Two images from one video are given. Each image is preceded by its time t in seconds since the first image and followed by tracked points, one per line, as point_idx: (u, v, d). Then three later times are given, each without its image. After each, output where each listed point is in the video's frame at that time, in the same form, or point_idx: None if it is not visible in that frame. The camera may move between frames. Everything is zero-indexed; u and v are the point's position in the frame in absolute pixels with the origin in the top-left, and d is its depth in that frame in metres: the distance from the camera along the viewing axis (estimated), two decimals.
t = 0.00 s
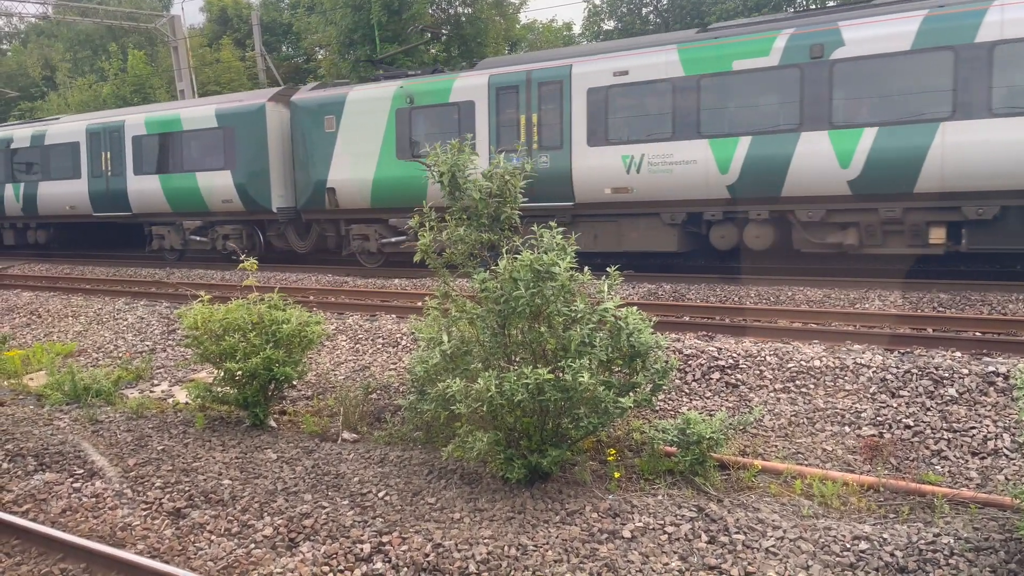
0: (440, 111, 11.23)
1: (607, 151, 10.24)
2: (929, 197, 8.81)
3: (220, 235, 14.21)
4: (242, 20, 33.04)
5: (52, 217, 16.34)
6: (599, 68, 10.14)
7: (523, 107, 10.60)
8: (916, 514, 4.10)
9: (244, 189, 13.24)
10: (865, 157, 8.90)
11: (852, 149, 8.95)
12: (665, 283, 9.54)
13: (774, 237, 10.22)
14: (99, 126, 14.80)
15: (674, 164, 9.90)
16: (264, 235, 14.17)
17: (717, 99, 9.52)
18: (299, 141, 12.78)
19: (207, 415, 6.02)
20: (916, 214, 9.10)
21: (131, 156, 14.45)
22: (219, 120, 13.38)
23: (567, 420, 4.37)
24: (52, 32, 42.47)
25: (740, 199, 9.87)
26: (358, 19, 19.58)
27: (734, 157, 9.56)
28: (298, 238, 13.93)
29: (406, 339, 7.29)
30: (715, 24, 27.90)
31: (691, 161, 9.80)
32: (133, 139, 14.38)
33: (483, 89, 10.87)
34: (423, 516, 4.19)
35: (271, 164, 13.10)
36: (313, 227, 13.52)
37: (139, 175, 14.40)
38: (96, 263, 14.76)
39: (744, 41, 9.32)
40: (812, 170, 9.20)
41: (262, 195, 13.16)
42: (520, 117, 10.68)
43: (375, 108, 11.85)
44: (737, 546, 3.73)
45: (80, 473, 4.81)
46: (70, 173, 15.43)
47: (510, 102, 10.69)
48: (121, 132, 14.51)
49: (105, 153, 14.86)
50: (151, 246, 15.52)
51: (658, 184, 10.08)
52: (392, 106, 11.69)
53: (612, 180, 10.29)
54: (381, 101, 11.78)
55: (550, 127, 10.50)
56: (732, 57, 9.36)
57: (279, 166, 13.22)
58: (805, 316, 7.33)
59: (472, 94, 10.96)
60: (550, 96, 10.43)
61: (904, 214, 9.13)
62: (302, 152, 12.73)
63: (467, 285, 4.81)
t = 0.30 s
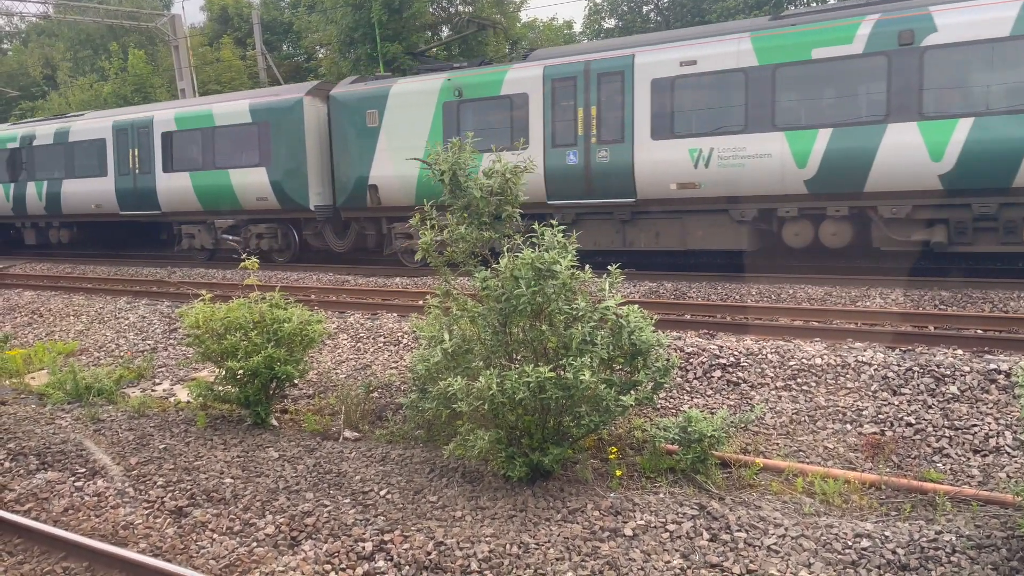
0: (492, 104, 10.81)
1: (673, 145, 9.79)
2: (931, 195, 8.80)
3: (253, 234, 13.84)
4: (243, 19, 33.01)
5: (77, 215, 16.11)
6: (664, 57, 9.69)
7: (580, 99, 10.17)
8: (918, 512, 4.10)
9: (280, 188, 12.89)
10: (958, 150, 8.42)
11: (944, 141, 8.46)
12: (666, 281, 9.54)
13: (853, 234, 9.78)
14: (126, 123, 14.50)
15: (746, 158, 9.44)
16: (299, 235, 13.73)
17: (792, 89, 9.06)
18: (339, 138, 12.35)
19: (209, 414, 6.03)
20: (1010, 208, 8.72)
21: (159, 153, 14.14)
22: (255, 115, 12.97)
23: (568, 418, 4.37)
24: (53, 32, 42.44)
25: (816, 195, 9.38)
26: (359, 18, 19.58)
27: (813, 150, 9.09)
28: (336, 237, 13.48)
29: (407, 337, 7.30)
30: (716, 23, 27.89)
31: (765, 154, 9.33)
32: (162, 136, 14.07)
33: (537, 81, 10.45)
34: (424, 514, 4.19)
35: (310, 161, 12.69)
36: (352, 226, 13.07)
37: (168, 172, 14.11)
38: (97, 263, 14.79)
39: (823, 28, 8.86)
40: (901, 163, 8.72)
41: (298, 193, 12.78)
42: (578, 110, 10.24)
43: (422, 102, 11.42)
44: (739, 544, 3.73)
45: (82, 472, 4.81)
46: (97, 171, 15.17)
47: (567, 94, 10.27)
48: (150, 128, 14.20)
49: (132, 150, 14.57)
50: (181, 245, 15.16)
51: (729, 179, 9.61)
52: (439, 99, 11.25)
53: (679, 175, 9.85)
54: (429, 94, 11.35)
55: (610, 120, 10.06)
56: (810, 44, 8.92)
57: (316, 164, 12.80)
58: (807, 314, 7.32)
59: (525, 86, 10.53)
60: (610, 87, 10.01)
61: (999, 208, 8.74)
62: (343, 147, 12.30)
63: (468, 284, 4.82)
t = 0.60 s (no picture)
0: (547, 97, 10.36)
1: (744, 139, 9.30)
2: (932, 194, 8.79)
3: (290, 233, 13.51)
4: (243, 18, 32.97)
5: (100, 213, 15.61)
6: (734, 47, 9.23)
7: (642, 90, 9.71)
8: (919, 511, 4.10)
9: (318, 185, 12.47)
10: None
11: None
12: (667, 280, 9.53)
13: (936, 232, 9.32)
14: (155, 119, 14.05)
15: (824, 153, 8.94)
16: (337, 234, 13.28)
17: (873, 80, 8.60)
18: (382, 134, 11.89)
19: (209, 413, 6.03)
20: None
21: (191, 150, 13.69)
22: (292, 111, 12.54)
23: (568, 417, 4.38)
24: (53, 32, 42.41)
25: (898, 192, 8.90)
26: (360, 17, 19.57)
27: (899, 145, 8.59)
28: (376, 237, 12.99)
29: (408, 336, 7.29)
30: (716, 21, 27.85)
31: (845, 148, 8.84)
32: (192, 132, 13.63)
33: (596, 74, 10.00)
34: (425, 514, 4.18)
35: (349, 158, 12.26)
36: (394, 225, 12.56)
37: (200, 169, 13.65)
38: (99, 263, 14.88)
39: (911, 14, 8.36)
40: (994, 156, 8.20)
41: (338, 191, 12.40)
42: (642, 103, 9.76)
43: (472, 96, 10.97)
44: (739, 544, 3.73)
45: (83, 472, 4.81)
46: (123, 168, 14.67)
47: (627, 86, 9.82)
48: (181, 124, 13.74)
49: (161, 147, 14.11)
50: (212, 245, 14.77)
51: (806, 174, 9.12)
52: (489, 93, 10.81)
53: (750, 171, 9.36)
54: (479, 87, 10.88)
55: (677, 114, 9.59)
56: (896, 32, 8.41)
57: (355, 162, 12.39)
58: (808, 313, 7.32)
59: (584, 79, 10.09)
60: (676, 80, 9.54)
61: None
62: (388, 143, 11.84)
63: (468, 283, 4.82)
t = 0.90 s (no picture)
0: (606, 90, 9.91)
1: (820, 133, 8.84)
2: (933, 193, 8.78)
3: (327, 233, 13.22)
4: (243, 17, 32.91)
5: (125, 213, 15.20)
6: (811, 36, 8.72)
7: (708, 82, 9.26)
8: (919, 510, 4.10)
9: (357, 183, 12.07)
10: None
11: None
12: (667, 280, 9.53)
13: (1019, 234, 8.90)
14: (184, 115, 13.66)
15: (910, 147, 8.44)
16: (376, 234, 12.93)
17: (963, 70, 8.07)
18: (424, 130, 11.45)
19: (210, 412, 6.03)
20: None
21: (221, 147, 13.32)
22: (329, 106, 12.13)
23: (569, 416, 4.38)
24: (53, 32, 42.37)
25: (992, 186, 8.38)
26: (360, 16, 19.56)
27: (994, 137, 8.03)
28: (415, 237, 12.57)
29: (408, 336, 7.29)
30: (716, 21, 27.79)
31: (933, 142, 8.33)
32: (223, 128, 13.24)
33: (658, 65, 9.54)
34: (425, 513, 4.19)
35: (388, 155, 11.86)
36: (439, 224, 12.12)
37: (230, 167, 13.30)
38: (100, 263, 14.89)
39: None
40: None
41: (377, 189, 11.99)
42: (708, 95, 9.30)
43: (523, 90, 10.53)
44: (740, 542, 3.73)
45: (84, 471, 4.82)
46: (148, 166, 14.27)
47: (693, 78, 9.35)
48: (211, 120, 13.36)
49: (190, 144, 13.73)
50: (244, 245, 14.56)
51: (887, 170, 8.63)
52: (542, 87, 10.35)
53: (826, 166, 8.89)
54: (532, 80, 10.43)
55: (745, 106, 9.11)
56: (991, 20, 7.87)
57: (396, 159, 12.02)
58: (808, 312, 7.32)
59: (645, 71, 9.64)
60: (744, 71, 9.06)
61: None
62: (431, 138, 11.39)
63: (468, 282, 4.82)
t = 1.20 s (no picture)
0: (667, 82, 9.58)
1: (903, 126, 8.45)
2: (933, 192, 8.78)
3: (364, 232, 12.89)
4: (243, 16, 32.88)
5: (150, 212, 15.03)
6: (891, 25, 8.36)
7: (779, 74, 8.93)
8: (918, 509, 4.10)
9: (397, 181, 11.80)
10: None
11: None
12: (667, 279, 9.52)
13: None
14: (212, 110, 13.51)
15: (1003, 140, 8.04)
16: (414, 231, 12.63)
17: None
18: (466, 121, 11.11)
19: (210, 412, 6.03)
20: None
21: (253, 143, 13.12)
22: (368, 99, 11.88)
23: (569, 415, 4.38)
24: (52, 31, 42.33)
25: None
26: (360, 15, 19.54)
27: None
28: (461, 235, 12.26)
29: (408, 335, 7.29)
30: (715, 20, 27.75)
31: None
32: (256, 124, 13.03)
33: (724, 55, 9.19)
34: (425, 511, 4.19)
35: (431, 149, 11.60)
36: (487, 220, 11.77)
37: (262, 163, 13.10)
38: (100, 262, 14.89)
39: None
40: None
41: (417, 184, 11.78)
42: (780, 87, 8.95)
43: (576, 84, 10.19)
44: (740, 541, 3.73)
45: (83, 470, 4.82)
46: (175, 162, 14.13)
47: (761, 69, 9.03)
48: (241, 115, 13.19)
49: (218, 140, 13.57)
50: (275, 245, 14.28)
51: (976, 163, 8.23)
52: (598, 80, 10.02)
53: (909, 162, 8.51)
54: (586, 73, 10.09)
55: (820, 99, 8.77)
56: None
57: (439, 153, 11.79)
58: (808, 311, 7.33)
59: (710, 63, 9.29)
60: (817, 62, 8.72)
61: None
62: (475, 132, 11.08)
63: (468, 281, 4.81)
